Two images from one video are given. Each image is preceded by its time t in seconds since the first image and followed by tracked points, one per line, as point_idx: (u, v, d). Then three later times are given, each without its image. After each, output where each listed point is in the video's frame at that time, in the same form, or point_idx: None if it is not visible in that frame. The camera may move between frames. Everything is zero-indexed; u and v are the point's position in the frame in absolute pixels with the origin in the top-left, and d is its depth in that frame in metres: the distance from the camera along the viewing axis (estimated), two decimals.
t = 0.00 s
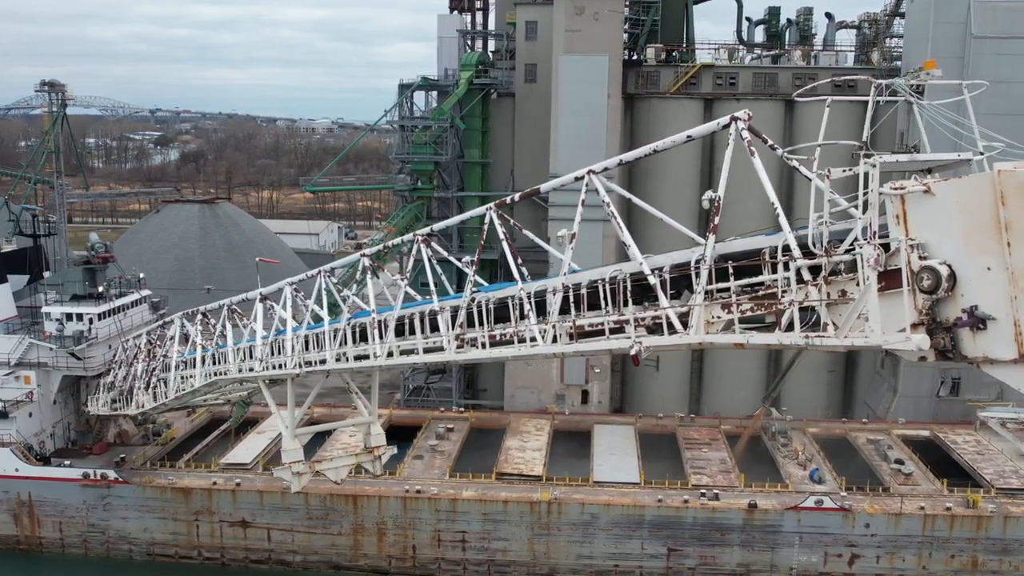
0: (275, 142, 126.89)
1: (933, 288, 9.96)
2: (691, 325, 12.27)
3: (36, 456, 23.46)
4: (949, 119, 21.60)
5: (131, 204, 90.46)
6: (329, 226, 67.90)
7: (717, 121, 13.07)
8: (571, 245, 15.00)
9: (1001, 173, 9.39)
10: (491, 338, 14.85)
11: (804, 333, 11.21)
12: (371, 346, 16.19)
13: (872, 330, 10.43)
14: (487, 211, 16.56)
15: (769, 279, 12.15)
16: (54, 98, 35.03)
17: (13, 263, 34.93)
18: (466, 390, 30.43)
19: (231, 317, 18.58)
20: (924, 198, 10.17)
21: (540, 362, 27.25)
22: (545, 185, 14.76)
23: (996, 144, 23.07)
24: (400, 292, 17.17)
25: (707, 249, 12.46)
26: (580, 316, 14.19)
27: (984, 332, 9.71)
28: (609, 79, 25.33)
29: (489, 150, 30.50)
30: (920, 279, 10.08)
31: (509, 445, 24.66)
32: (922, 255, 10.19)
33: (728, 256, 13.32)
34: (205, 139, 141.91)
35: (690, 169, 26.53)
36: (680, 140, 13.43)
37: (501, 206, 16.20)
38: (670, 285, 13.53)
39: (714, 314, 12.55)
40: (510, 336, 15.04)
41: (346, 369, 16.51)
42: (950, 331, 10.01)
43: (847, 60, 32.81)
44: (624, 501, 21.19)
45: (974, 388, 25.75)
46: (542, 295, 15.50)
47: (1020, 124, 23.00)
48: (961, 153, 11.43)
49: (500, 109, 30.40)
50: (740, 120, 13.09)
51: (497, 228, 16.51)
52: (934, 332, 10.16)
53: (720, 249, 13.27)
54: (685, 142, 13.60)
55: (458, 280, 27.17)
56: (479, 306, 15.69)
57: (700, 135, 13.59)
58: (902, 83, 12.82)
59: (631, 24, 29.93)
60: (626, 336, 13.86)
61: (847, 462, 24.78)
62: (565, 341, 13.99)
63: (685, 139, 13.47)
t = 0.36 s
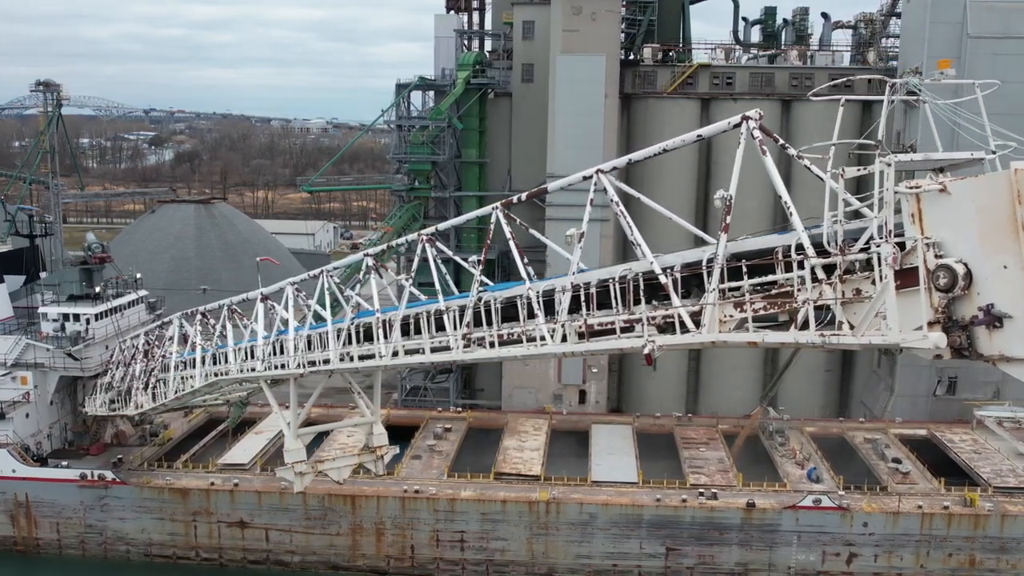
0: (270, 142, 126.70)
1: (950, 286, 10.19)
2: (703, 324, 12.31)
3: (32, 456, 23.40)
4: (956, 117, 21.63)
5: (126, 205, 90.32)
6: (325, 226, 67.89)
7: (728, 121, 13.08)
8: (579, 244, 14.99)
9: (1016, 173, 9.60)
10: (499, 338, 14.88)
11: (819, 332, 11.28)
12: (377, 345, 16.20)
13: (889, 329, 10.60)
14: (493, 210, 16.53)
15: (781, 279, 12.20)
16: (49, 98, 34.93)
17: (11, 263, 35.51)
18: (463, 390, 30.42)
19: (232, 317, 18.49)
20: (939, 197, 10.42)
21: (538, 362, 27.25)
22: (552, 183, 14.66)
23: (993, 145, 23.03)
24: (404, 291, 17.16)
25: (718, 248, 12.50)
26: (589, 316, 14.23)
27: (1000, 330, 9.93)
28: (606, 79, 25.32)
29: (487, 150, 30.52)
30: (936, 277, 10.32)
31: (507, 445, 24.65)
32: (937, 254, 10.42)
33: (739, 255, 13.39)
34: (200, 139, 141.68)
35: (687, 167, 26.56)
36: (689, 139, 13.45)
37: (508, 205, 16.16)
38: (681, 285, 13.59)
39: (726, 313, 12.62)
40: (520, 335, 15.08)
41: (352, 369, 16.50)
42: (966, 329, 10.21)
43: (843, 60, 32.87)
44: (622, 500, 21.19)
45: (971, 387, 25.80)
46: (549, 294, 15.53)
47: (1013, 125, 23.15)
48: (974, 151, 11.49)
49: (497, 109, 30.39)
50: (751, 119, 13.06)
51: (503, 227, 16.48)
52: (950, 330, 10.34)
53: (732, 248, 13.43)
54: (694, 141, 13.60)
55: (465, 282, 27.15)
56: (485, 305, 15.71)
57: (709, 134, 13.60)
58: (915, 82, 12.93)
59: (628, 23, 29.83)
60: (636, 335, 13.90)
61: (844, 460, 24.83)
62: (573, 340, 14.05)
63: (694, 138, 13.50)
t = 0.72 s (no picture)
0: (265, 142, 126.48)
1: (966, 286, 10.63)
2: (715, 324, 12.43)
3: (29, 457, 23.34)
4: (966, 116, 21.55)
5: (121, 205, 90.17)
6: (321, 226, 67.86)
7: (739, 121, 13.17)
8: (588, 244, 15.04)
9: None
10: (506, 338, 14.94)
11: (835, 332, 11.59)
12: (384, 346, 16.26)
13: (907, 328, 11.03)
14: (499, 210, 16.55)
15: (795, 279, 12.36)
16: (44, 98, 34.85)
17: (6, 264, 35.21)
18: (461, 390, 30.42)
19: (233, 317, 18.45)
20: (954, 197, 10.87)
21: (536, 362, 27.27)
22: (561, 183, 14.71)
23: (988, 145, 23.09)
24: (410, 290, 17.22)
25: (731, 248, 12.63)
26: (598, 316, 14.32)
27: (1016, 329, 10.28)
28: (603, 79, 25.36)
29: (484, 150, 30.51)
30: (952, 277, 10.77)
31: (505, 445, 24.66)
32: (953, 253, 10.88)
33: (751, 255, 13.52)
34: (194, 139, 141.39)
35: (685, 167, 26.62)
36: (699, 139, 13.49)
37: (514, 205, 16.17)
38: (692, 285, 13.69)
39: (737, 313, 12.61)
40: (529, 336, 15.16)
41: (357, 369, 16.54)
42: (981, 329, 10.63)
43: (839, 60, 32.96)
44: (620, 500, 21.21)
45: (967, 386, 25.84)
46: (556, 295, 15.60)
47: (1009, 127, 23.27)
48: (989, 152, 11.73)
49: (494, 109, 30.40)
50: (762, 119, 13.22)
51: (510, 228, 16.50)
52: (966, 329, 10.81)
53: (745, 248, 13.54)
54: (704, 141, 13.68)
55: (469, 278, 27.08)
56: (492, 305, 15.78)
57: (720, 134, 13.66)
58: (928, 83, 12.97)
59: (624, 24, 29.71)
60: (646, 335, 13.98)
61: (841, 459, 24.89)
62: (581, 341, 14.15)
63: (705, 138, 13.56)
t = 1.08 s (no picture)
0: (260, 142, 126.28)
1: (984, 284, 10.91)
2: (728, 323, 12.59)
3: (26, 458, 23.26)
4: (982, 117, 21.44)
5: (115, 205, 89.95)
6: (316, 226, 67.85)
7: (752, 121, 13.33)
8: (598, 244, 15.09)
9: None
10: (515, 338, 15.02)
11: (852, 331, 11.87)
12: (391, 345, 16.30)
13: (926, 327, 11.19)
14: (507, 210, 16.56)
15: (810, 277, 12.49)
16: (39, 98, 34.75)
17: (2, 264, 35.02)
18: (458, 390, 30.41)
19: (233, 317, 18.42)
20: (971, 196, 11.16)
21: (533, 361, 27.29)
22: (570, 183, 14.67)
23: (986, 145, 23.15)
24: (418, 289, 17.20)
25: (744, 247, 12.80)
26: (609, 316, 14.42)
27: None
28: (602, 79, 25.36)
29: (481, 150, 30.47)
30: (971, 275, 11.04)
31: (504, 444, 24.67)
32: (971, 252, 11.13)
33: (765, 255, 13.68)
34: (189, 138, 141.10)
35: (684, 167, 26.68)
36: (711, 138, 13.60)
37: (522, 203, 16.15)
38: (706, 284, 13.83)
39: (750, 312, 12.70)
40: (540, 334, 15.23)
41: (363, 369, 16.58)
42: (1000, 327, 10.94)
43: (836, 60, 33.03)
44: (619, 499, 21.22)
45: (964, 385, 25.83)
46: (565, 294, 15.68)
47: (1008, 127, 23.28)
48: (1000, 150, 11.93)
49: (492, 108, 30.43)
50: (774, 119, 13.43)
51: (517, 227, 16.51)
52: (984, 328, 11.08)
53: (758, 246, 13.79)
54: (716, 140, 13.81)
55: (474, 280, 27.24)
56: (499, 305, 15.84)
57: (732, 133, 13.79)
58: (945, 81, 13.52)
59: (621, 23, 29.73)
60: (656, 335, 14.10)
61: (838, 458, 24.95)
62: (590, 340, 14.23)
63: (718, 137, 13.67)
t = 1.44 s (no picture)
0: (255, 142, 126.09)
1: (1004, 282, 10.96)
2: (743, 321, 12.84)
3: (24, 459, 23.20)
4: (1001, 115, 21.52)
5: (110, 205, 89.77)
6: (312, 226, 67.78)
7: (765, 120, 13.44)
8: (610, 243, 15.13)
9: None
10: (524, 337, 15.12)
11: (871, 328, 12.01)
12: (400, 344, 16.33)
13: (946, 324, 11.33)
14: (515, 208, 16.57)
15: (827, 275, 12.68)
16: (35, 97, 34.63)
17: None
18: (456, 390, 30.40)
19: (235, 317, 18.37)
20: (990, 194, 11.20)
21: (531, 361, 27.30)
22: (579, 182, 14.66)
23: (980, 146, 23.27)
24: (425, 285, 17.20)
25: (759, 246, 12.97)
26: (619, 315, 14.59)
27: None
28: (599, 78, 25.38)
29: (478, 150, 30.46)
30: (990, 273, 11.08)
31: (502, 444, 24.66)
32: (990, 250, 11.17)
33: (779, 252, 13.83)
34: (184, 139, 140.89)
35: (682, 166, 26.71)
36: (724, 137, 13.72)
37: (529, 202, 16.13)
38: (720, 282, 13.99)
39: (766, 310, 12.99)
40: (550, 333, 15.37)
41: (369, 369, 16.65)
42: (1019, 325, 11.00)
43: (832, 60, 33.09)
44: (619, 499, 21.24)
45: (960, 384, 25.85)
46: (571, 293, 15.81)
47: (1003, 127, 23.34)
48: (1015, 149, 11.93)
49: (489, 108, 30.45)
50: (787, 118, 13.55)
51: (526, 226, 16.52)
52: (1003, 325, 11.13)
53: (773, 245, 13.86)
54: (727, 139, 13.87)
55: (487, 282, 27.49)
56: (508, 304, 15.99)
57: (743, 133, 13.89)
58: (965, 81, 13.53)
59: (618, 24, 29.67)
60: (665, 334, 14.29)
61: (836, 457, 25.00)
62: (602, 339, 14.30)
63: (729, 136, 13.77)
